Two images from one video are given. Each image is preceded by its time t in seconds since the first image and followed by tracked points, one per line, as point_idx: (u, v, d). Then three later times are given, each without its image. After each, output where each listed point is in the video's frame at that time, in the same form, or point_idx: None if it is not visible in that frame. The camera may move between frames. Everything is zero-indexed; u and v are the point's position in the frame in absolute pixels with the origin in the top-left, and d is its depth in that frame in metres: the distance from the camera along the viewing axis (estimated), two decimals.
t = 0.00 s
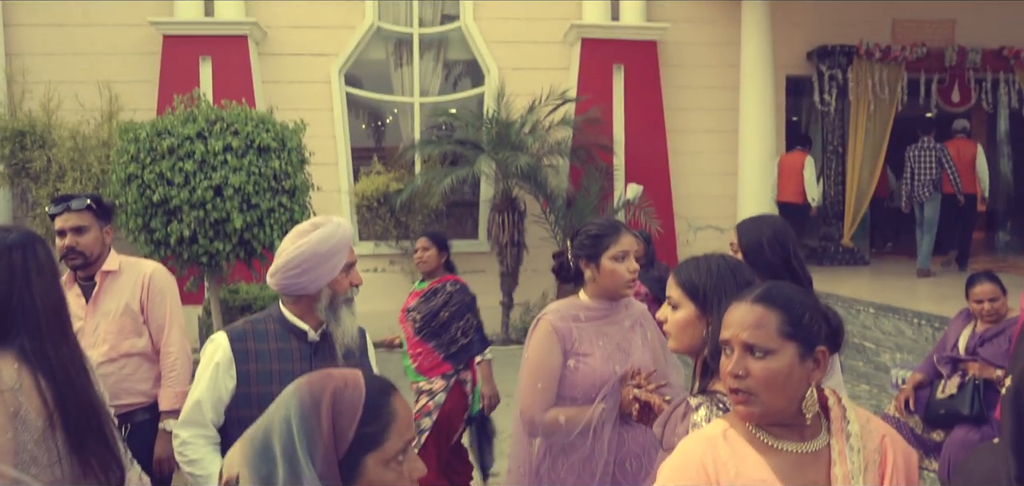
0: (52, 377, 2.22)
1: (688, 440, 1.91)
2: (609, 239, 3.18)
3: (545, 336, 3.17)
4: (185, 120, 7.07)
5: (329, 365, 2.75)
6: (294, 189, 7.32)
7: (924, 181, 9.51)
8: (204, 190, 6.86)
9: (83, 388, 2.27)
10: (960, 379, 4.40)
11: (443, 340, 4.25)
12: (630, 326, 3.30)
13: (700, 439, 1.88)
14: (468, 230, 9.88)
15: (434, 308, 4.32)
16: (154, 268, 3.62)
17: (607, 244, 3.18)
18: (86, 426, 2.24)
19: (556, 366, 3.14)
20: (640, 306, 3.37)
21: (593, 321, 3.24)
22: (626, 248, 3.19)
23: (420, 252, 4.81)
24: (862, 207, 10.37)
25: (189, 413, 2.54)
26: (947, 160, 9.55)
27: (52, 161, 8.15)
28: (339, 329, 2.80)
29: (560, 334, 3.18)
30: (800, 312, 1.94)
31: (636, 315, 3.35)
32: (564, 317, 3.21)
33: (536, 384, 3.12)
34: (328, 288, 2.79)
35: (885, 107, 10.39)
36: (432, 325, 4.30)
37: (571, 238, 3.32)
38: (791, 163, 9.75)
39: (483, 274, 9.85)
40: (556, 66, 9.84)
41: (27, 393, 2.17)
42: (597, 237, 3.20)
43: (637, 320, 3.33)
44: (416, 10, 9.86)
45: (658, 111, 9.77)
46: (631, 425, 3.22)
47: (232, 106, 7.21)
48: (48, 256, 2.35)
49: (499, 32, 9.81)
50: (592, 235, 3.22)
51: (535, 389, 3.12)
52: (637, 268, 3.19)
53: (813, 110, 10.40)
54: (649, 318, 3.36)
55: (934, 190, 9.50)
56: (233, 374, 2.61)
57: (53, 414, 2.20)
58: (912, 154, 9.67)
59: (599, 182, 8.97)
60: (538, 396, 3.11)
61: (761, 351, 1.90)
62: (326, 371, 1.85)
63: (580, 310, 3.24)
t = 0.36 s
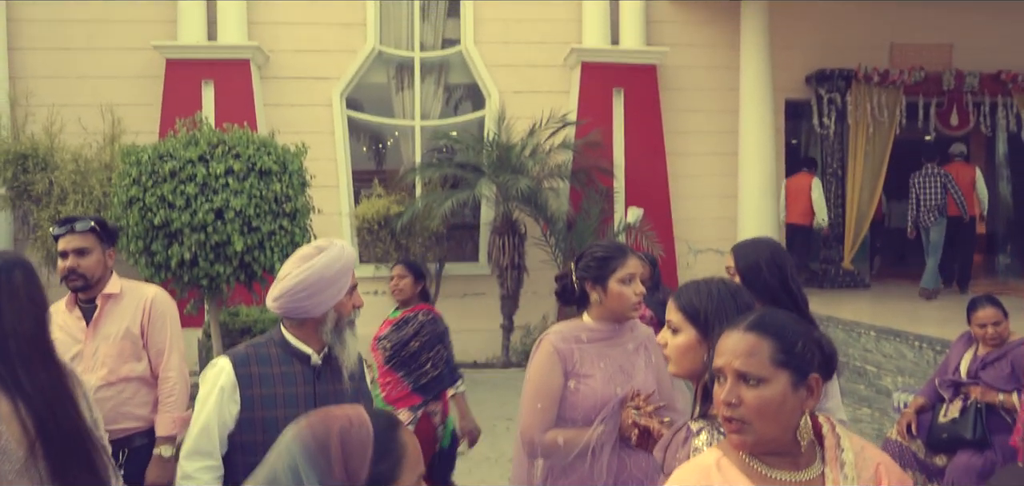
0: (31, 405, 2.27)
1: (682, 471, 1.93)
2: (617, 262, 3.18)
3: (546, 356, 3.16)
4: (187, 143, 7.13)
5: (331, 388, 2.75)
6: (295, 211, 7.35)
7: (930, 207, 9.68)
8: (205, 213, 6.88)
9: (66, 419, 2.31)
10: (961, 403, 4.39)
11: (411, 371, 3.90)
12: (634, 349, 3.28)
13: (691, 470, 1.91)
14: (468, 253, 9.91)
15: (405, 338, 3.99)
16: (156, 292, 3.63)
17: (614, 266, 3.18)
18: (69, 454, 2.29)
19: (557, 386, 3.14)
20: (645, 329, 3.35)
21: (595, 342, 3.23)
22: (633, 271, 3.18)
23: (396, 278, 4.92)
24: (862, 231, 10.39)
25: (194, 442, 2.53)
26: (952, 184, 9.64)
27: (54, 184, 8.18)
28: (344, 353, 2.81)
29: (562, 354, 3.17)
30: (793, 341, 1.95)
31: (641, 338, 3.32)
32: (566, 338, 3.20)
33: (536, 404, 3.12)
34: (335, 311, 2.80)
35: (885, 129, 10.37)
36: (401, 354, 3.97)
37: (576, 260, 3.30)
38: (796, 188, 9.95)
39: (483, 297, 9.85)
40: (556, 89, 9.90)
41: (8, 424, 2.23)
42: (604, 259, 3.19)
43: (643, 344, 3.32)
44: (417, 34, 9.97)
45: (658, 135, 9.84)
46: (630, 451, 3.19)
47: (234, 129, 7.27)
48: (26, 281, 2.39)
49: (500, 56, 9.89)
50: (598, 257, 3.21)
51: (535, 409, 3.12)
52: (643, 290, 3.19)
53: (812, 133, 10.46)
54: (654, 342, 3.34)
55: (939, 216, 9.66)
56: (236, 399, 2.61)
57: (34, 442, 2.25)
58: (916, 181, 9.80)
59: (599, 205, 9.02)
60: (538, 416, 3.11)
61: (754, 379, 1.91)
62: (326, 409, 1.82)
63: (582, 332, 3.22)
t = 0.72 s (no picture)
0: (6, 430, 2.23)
1: None
2: (622, 284, 3.21)
3: (549, 380, 3.16)
4: (189, 168, 7.15)
5: (332, 413, 2.74)
6: (296, 235, 7.38)
7: (934, 232, 9.72)
8: (205, 237, 6.90)
9: (34, 438, 2.25)
10: (965, 428, 4.39)
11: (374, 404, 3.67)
12: (638, 375, 3.25)
13: None
14: (468, 277, 9.93)
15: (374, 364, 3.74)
16: (157, 318, 3.64)
17: (619, 290, 3.19)
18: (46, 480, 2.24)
19: (559, 410, 3.12)
20: (650, 354, 3.32)
21: (599, 367, 3.21)
22: (638, 294, 3.20)
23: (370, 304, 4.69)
24: (861, 256, 10.40)
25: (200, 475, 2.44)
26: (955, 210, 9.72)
27: (55, 208, 8.21)
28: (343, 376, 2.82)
29: (565, 378, 3.16)
30: (788, 369, 1.96)
31: (646, 363, 3.29)
32: (570, 362, 3.21)
33: (538, 428, 3.11)
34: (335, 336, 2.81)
35: (884, 153, 10.41)
36: (364, 384, 3.71)
37: (580, 285, 3.33)
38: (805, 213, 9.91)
39: (483, 321, 9.84)
40: (556, 114, 9.97)
41: None
42: (609, 282, 3.22)
43: (649, 369, 3.29)
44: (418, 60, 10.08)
45: (658, 160, 9.87)
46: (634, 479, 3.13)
47: (236, 154, 7.31)
48: None
49: (500, 81, 9.96)
50: (603, 281, 3.24)
51: (537, 433, 3.10)
52: (648, 313, 3.18)
53: (811, 158, 10.51)
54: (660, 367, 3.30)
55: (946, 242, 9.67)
56: (240, 426, 2.58)
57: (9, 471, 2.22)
58: (920, 206, 9.92)
59: (599, 230, 9.05)
60: (539, 440, 3.09)
61: (749, 408, 1.91)
62: (342, 449, 1.77)
63: (586, 356, 3.22)
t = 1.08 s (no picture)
0: None
1: None
2: (627, 311, 3.19)
3: (553, 406, 3.12)
4: (190, 193, 7.17)
5: (331, 440, 2.72)
6: (296, 260, 7.39)
7: (940, 254, 9.70)
8: (206, 262, 6.88)
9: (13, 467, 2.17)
10: (968, 456, 4.36)
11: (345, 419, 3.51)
12: (641, 401, 3.22)
13: None
14: (468, 303, 9.91)
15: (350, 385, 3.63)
16: (159, 345, 3.62)
17: (624, 316, 3.17)
18: None
19: (563, 436, 3.09)
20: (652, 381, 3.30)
21: (602, 393, 3.18)
22: (642, 321, 3.19)
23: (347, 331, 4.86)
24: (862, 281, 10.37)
25: None
26: (959, 235, 9.73)
27: (56, 232, 8.21)
28: (341, 402, 2.79)
29: (568, 404, 3.12)
30: (790, 397, 1.94)
31: (648, 390, 3.26)
32: (573, 388, 3.16)
33: (541, 453, 3.07)
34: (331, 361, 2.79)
35: (884, 179, 10.43)
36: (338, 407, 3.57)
37: (584, 310, 3.31)
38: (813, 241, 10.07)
39: (483, 346, 9.81)
40: (556, 140, 10.01)
41: None
42: (614, 309, 3.19)
43: (652, 396, 3.25)
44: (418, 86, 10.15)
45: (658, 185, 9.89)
46: None
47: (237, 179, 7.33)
48: None
49: (500, 107, 10.01)
50: (608, 307, 3.23)
51: (540, 459, 3.07)
52: (652, 340, 3.17)
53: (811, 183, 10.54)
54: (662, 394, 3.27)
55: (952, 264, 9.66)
56: (239, 454, 2.53)
57: None
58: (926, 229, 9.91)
59: (599, 254, 9.01)
60: (542, 466, 3.05)
61: (754, 438, 1.90)
62: None
63: (589, 381, 3.18)
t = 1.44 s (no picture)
0: None
1: None
2: (631, 338, 3.17)
3: (555, 432, 3.11)
4: (190, 218, 7.19)
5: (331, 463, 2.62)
6: (296, 284, 7.39)
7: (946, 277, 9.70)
8: (206, 286, 6.88)
9: None
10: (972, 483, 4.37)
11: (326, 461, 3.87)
12: (644, 426, 3.21)
13: None
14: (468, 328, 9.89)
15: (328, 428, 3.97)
16: (162, 371, 3.61)
17: (627, 342, 3.16)
18: None
19: (566, 462, 3.07)
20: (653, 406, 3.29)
21: (604, 418, 3.17)
22: (645, 348, 3.18)
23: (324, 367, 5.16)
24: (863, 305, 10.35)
25: None
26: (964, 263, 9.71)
27: (57, 256, 8.22)
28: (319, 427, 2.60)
29: (571, 430, 3.11)
30: (811, 427, 1.96)
31: (650, 415, 3.25)
32: (575, 414, 3.15)
33: (545, 480, 3.04)
34: (308, 385, 2.70)
35: (884, 204, 10.44)
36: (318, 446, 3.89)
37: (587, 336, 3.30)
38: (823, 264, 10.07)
39: (484, 371, 9.78)
40: (557, 165, 10.05)
41: None
42: (619, 335, 3.18)
43: (654, 421, 3.24)
44: (419, 111, 10.19)
45: (658, 209, 9.91)
46: None
47: (238, 204, 7.35)
48: None
49: (501, 132, 10.07)
50: (611, 333, 3.20)
51: None
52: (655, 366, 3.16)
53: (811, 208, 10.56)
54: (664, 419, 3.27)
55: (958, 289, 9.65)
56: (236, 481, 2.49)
57: None
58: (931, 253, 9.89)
59: (599, 278, 8.97)
60: None
61: (782, 470, 1.90)
62: None
63: (591, 407, 3.18)
